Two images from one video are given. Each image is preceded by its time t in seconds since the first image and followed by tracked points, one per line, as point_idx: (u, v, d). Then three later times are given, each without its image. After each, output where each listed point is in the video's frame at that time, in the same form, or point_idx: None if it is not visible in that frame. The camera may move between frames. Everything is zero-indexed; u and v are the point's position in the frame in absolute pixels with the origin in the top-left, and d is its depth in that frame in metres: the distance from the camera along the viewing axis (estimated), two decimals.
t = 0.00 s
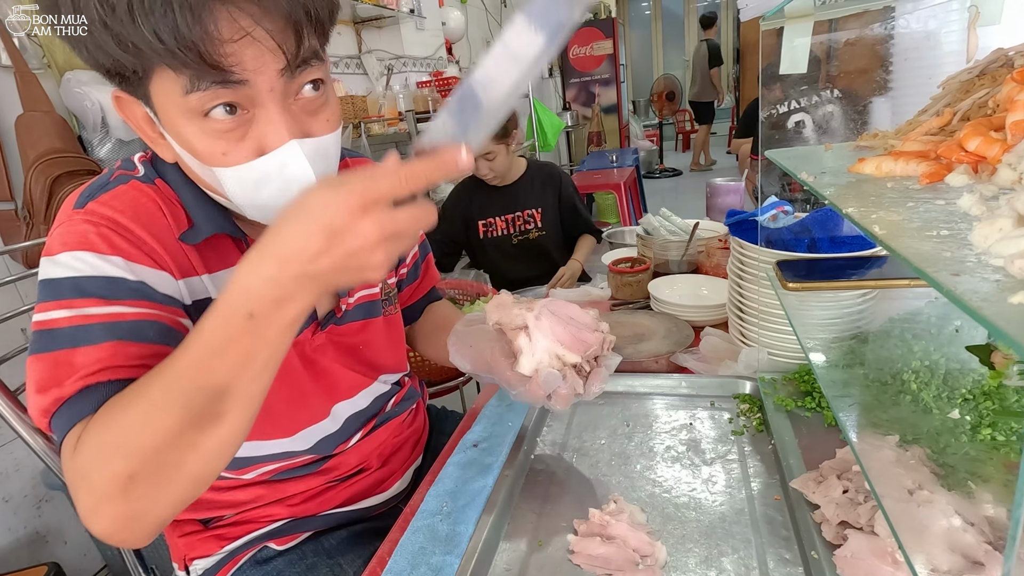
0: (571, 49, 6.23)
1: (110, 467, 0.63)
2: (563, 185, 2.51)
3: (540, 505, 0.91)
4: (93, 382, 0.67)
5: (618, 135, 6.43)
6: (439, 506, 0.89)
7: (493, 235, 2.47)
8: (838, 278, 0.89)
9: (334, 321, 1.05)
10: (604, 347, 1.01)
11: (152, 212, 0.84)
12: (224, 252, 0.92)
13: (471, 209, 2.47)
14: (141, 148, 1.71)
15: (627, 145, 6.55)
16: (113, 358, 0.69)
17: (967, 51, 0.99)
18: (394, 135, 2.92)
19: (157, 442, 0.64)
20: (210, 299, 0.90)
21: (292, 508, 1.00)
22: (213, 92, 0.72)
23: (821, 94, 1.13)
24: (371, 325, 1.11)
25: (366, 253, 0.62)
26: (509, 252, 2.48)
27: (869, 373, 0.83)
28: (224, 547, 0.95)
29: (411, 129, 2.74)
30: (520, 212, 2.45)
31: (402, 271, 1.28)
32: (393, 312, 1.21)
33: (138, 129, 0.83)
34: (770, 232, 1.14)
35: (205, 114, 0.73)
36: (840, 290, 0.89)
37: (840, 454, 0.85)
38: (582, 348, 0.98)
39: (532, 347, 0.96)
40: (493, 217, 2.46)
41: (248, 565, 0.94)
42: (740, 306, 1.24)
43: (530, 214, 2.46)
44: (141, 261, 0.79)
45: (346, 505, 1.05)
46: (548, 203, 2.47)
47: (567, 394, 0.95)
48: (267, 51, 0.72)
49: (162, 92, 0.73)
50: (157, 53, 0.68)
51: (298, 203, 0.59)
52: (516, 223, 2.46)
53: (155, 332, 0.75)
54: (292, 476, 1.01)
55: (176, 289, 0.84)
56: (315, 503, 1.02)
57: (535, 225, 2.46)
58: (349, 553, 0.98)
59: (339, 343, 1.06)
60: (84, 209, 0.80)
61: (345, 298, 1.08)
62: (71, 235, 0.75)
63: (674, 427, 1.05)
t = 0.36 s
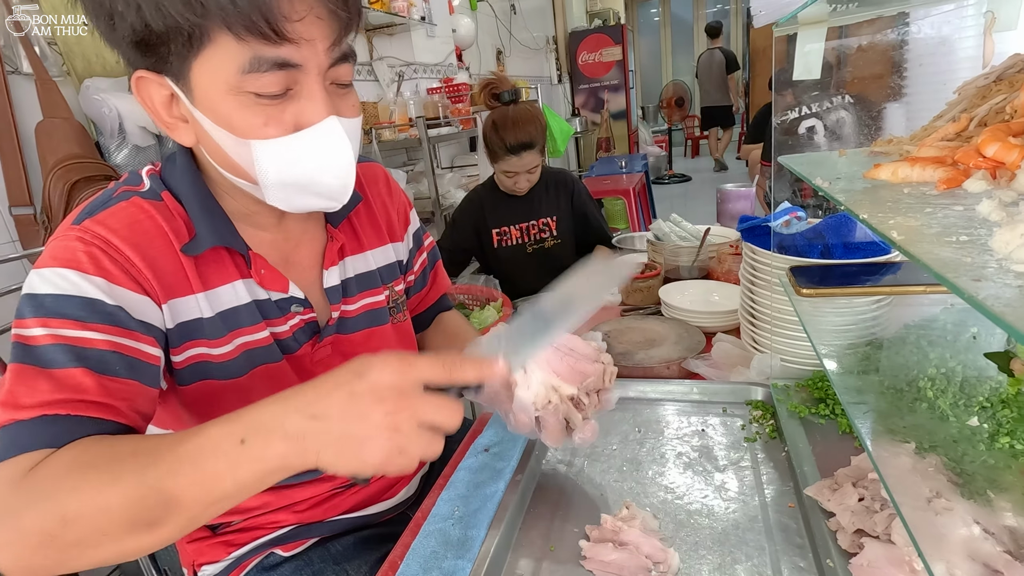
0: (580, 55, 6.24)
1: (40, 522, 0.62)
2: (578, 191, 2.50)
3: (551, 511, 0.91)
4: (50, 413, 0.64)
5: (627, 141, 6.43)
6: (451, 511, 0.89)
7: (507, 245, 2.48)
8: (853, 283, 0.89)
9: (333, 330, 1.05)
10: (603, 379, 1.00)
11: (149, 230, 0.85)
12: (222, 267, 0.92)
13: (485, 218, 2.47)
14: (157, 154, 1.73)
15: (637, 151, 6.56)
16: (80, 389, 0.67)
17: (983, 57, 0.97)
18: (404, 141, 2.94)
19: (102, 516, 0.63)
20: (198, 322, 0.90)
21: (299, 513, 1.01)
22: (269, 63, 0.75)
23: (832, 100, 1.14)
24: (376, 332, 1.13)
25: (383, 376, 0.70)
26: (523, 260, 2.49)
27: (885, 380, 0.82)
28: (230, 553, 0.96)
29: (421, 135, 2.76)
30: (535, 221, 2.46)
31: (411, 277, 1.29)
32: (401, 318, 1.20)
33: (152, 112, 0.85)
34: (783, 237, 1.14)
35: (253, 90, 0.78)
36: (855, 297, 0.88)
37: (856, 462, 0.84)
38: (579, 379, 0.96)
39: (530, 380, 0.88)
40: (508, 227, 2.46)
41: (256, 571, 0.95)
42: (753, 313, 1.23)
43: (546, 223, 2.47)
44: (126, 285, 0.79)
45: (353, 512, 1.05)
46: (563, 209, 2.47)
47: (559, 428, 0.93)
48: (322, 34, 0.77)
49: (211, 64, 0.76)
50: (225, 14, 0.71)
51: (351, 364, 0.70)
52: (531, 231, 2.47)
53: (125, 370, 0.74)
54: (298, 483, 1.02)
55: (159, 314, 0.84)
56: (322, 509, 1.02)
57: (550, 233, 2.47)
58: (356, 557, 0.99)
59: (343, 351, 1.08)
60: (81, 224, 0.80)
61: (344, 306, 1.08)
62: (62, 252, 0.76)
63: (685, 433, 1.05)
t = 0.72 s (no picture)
0: (586, 61, 6.25)
1: None
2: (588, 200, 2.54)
3: (553, 515, 0.91)
4: (23, 370, 0.63)
5: (633, 146, 6.44)
6: (452, 514, 0.89)
7: (515, 251, 2.48)
8: (859, 288, 0.88)
9: (343, 334, 1.05)
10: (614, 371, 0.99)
11: (171, 219, 0.87)
12: (241, 264, 0.93)
13: (494, 224, 2.46)
14: (166, 158, 1.75)
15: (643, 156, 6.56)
16: (65, 359, 0.67)
17: (989, 60, 0.95)
18: (410, 147, 2.96)
19: (47, 488, 0.60)
20: (211, 314, 0.91)
21: (304, 515, 1.00)
22: (338, 90, 0.77)
23: (841, 104, 1.15)
24: (386, 338, 1.13)
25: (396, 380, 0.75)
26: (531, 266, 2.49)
27: (889, 386, 0.81)
28: (236, 555, 0.96)
29: (428, 140, 2.78)
30: (545, 228, 2.46)
31: (421, 286, 1.29)
32: (409, 325, 1.21)
33: (202, 121, 0.84)
34: (787, 242, 1.14)
35: (315, 113, 0.79)
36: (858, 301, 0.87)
37: (860, 469, 0.83)
38: (587, 373, 0.94)
39: (533, 377, 0.92)
40: (517, 232, 2.46)
41: (261, 572, 0.95)
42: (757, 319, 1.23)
43: (555, 229, 2.47)
44: (137, 268, 0.80)
45: (357, 514, 1.05)
46: (572, 216, 2.49)
47: (575, 430, 0.92)
48: (384, 68, 0.80)
49: (278, 87, 0.77)
50: (307, 44, 0.72)
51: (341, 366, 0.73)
52: (540, 238, 2.47)
53: (110, 348, 0.73)
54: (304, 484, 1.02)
55: (167, 303, 0.85)
56: (327, 511, 1.02)
57: (559, 240, 2.48)
58: (359, 561, 0.99)
59: (351, 355, 1.07)
60: (109, 206, 0.83)
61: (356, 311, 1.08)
62: (82, 227, 0.78)
63: (689, 439, 1.04)
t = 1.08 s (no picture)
0: (593, 66, 6.26)
1: (34, 489, 0.58)
2: (596, 206, 2.54)
3: (556, 521, 0.91)
4: (68, 374, 0.63)
5: (640, 150, 6.45)
6: (455, 519, 0.89)
7: (524, 253, 2.47)
8: (865, 293, 0.87)
9: (357, 339, 1.06)
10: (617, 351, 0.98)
11: (197, 222, 0.88)
12: (262, 265, 0.94)
13: (503, 225, 2.46)
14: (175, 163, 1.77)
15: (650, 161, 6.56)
16: (102, 359, 0.67)
17: (995, 65, 0.99)
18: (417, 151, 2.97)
19: (103, 491, 0.60)
20: (231, 315, 0.91)
21: (312, 519, 1.01)
22: (358, 106, 0.77)
23: (855, 108, 1.12)
24: (397, 344, 1.13)
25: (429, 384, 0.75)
26: (539, 269, 2.49)
27: (896, 394, 0.80)
28: (243, 557, 0.96)
29: (434, 145, 2.79)
30: (554, 231, 2.46)
31: (431, 294, 1.29)
32: (419, 332, 1.22)
33: (225, 135, 0.86)
34: (792, 247, 1.13)
35: (336, 128, 0.80)
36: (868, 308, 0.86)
37: (865, 477, 0.82)
38: (592, 351, 0.94)
39: (539, 353, 0.92)
40: (526, 233, 2.46)
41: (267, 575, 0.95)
42: (763, 324, 1.22)
43: (564, 233, 2.48)
44: (166, 268, 0.81)
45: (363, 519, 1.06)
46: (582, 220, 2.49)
47: (582, 406, 0.93)
48: (403, 81, 0.80)
49: (300, 102, 0.77)
50: (328, 62, 0.72)
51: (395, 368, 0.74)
52: (549, 241, 2.47)
53: (146, 347, 0.74)
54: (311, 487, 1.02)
55: (193, 303, 0.86)
56: (335, 516, 1.03)
57: (569, 244, 2.48)
58: (364, 565, 0.99)
59: (363, 362, 1.08)
60: (136, 207, 0.84)
61: (370, 317, 1.09)
62: (112, 227, 0.78)
63: (695, 445, 1.03)
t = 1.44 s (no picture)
0: (599, 70, 6.26)
1: (152, 488, 0.61)
2: (604, 210, 2.54)
3: (564, 525, 0.90)
4: (147, 385, 0.64)
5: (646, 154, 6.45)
6: (462, 523, 0.89)
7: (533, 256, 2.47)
8: (876, 298, 0.86)
9: (369, 342, 1.06)
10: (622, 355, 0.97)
11: (220, 225, 0.88)
12: (281, 267, 0.94)
13: (510, 226, 2.46)
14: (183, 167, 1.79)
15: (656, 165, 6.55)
16: (173, 364, 0.69)
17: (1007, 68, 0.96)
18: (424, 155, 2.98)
19: (215, 484, 0.63)
20: (256, 317, 0.91)
21: (317, 521, 1.00)
22: (363, 112, 0.78)
23: (867, 112, 1.12)
24: (406, 348, 1.14)
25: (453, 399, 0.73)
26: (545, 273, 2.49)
27: (907, 399, 0.79)
28: (250, 558, 0.96)
29: (440, 149, 2.80)
30: (561, 234, 2.46)
31: (438, 299, 1.29)
32: (428, 336, 1.22)
33: (236, 140, 0.86)
34: (801, 251, 1.11)
35: (340, 134, 0.80)
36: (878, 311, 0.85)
37: (876, 483, 0.82)
38: (598, 356, 0.91)
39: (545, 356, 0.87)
40: (533, 236, 2.46)
41: None
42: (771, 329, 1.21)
43: (571, 236, 2.47)
44: (205, 271, 0.81)
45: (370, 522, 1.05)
46: (590, 224, 2.48)
47: (589, 409, 0.93)
48: (410, 86, 0.79)
49: (307, 109, 0.77)
50: (332, 70, 0.73)
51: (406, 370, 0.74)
52: (556, 244, 2.47)
53: (202, 346, 0.75)
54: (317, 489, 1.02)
55: (227, 303, 0.86)
56: (341, 518, 1.02)
57: (575, 247, 2.48)
58: (371, 568, 0.98)
59: (373, 365, 1.08)
60: (160, 214, 0.83)
61: (382, 321, 1.09)
62: (144, 235, 0.78)
63: (702, 450, 1.03)
